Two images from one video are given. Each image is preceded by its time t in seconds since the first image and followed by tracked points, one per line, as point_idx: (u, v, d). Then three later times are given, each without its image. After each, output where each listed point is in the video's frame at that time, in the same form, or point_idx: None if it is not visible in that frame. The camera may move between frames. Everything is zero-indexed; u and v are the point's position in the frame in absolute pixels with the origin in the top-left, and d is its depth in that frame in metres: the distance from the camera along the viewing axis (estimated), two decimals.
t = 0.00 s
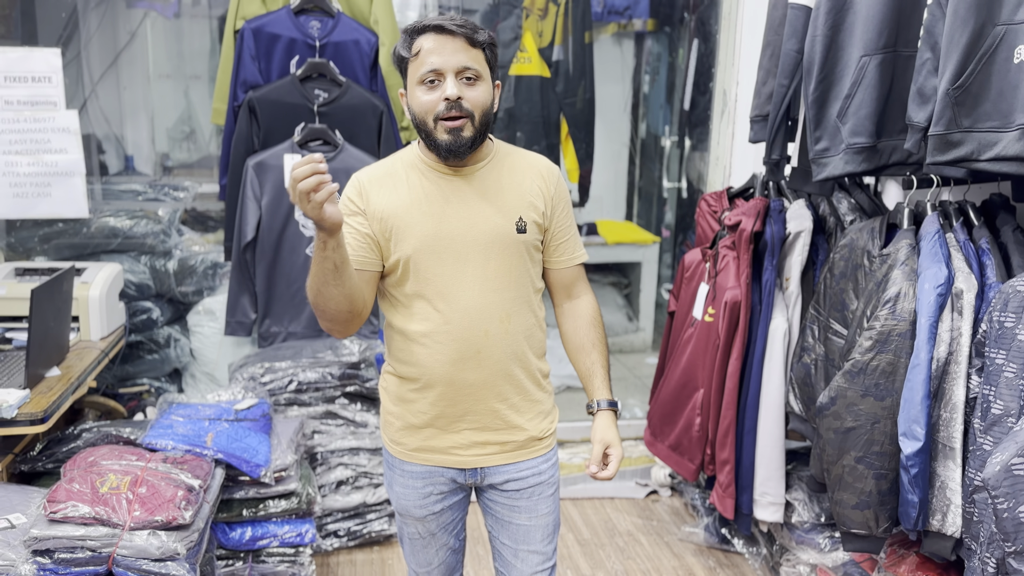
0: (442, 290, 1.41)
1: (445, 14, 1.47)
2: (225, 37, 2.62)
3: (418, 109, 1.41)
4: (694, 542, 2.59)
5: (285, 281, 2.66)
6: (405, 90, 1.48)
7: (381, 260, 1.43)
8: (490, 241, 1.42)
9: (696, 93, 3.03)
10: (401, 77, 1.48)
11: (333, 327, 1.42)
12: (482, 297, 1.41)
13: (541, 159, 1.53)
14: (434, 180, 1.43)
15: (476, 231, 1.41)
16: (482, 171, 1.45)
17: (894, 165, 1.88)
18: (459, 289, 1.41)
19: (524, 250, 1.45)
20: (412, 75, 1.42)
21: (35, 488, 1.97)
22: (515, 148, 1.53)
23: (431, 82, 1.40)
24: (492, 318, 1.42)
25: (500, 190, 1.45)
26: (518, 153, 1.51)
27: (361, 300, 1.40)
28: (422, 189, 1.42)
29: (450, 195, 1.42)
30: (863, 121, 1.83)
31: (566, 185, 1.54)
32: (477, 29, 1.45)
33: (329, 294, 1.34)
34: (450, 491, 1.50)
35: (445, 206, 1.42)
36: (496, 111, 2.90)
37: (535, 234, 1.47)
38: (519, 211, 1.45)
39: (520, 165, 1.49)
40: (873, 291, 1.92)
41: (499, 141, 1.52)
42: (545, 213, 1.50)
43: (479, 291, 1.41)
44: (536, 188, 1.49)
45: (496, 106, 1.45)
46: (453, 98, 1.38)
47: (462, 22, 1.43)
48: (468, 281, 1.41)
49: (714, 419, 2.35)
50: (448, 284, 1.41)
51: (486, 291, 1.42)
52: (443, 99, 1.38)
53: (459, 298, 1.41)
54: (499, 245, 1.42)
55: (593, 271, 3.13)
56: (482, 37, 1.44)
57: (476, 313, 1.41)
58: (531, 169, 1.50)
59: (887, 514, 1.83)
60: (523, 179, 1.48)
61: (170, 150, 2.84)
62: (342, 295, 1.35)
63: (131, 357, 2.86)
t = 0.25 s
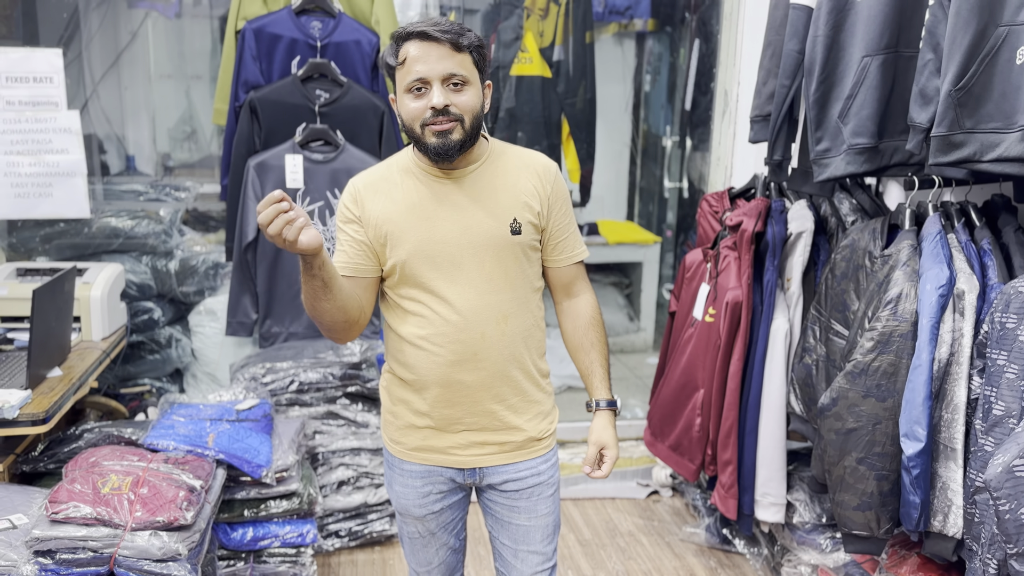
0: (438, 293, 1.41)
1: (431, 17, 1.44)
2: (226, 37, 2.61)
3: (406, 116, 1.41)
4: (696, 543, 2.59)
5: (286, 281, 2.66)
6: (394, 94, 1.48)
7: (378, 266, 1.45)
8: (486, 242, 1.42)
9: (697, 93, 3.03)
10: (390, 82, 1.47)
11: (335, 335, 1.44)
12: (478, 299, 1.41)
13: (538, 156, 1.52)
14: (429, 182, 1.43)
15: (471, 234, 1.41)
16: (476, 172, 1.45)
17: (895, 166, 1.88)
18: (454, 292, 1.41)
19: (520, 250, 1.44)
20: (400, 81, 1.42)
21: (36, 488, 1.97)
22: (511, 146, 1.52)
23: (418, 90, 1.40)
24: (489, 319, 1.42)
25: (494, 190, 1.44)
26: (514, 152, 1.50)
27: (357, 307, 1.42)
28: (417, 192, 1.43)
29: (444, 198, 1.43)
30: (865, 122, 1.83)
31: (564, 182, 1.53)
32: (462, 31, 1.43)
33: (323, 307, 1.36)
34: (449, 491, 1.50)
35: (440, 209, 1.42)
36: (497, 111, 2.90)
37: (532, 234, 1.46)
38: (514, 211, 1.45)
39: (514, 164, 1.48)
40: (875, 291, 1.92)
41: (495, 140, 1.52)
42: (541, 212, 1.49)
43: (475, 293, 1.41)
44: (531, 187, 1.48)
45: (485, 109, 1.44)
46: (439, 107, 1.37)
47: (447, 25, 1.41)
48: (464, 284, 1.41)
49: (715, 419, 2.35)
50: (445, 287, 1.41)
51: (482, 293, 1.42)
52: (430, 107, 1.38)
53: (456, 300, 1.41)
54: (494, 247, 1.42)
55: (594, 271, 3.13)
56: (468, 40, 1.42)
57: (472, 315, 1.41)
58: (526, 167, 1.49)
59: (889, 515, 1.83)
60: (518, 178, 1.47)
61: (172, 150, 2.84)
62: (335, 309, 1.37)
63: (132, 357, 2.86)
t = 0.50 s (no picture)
0: (438, 291, 1.41)
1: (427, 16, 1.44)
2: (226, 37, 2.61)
3: (404, 116, 1.40)
4: (696, 542, 2.59)
5: (287, 281, 2.66)
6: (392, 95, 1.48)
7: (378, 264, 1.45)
8: (485, 241, 1.42)
9: (698, 93, 3.03)
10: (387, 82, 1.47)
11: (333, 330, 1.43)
12: (478, 299, 1.41)
13: (536, 156, 1.52)
14: (428, 181, 1.43)
15: (471, 233, 1.41)
16: (475, 171, 1.45)
17: (896, 165, 1.88)
18: (454, 291, 1.41)
19: (519, 249, 1.45)
20: (397, 81, 1.41)
21: (37, 488, 1.97)
22: (509, 146, 1.52)
23: (416, 90, 1.39)
24: (489, 318, 1.42)
25: (493, 190, 1.45)
26: (511, 152, 1.50)
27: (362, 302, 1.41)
28: (416, 191, 1.43)
29: (443, 197, 1.42)
30: (866, 121, 1.82)
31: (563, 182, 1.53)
32: (459, 30, 1.43)
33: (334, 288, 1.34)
34: (449, 491, 1.50)
35: (438, 208, 1.42)
36: (498, 111, 2.90)
37: (530, 233, 1.47)
38: (513, 210, 1.45)
39: (513, 164, 1.48)
40: (876, 291, 1.92)
41: (492, 140, 1.52)
42: (540, 212, 1.49)
43: (474, 293, 1.41)
44: (530, 186, 1.48)
45: (483, 108, 1.44)
46: (438, 105, 1.37)
47: (443, 24, 1.41)
48: (463, 283, 1.41)
49: (716, 419, 2.35)
50: (444, 286, 1.41)
51: (482, 292, 1.42)
52: (428, 106, 1.38)
53: (455, 300, 1.41)
54: (494, 246, 1.42)
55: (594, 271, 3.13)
56: (464, 38, 1.42)
57: (472, 314, 1.41)
58: (525, 167, 1.49)
59: (890, 515, 1.83)
60: (517, 177, 1.47)
61: (172, 150, 2.84)
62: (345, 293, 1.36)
63: (133, 357, 2.86)
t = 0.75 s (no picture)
0: (439, 290, 1.41)
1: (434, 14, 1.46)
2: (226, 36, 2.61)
3: (409, 110, 1.40)
4: (696, 541, 2.59)
5: (287, 280, 2.66)
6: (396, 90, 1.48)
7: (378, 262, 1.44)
8: (486, 240, 1.42)
9: (698, 92, 3.03)
10: (391, 77, 1.47)
11: (331, 322, 1.41)
12: (479, 298, 1.41)
13: (536, 157, 1.52)
14: (430, 180, 1.43)
15: (472, 231, 1.41)
16: (478, 170, 1.45)
17: (896, 164, 1.88)
18: (455, 289, 1.41)
19: (520, 249, 1.45)
20: (403, 76, 1.42)
21: (37, 488, 1.97)
22: (510, 147, 1.53)
23: (422, 84, 1.40)
24: (490, 318, 1.42)
25: (495, 190, 1.45)
26: (512, 153, 1.51)
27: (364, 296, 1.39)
28: (418, 189, 1.42)
29: (445, 195, 1.42)
30: (866, 120, 1.82)
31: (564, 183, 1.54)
32: (466, 28, 1.44)
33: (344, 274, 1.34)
34: (448, 491, 1.50)
35: (440, 207, 1.42)
36: (498, 110, 2.90)
37: (531, 233, 1.47)
38: (514, 210, 1.45)
39: (515, 164, 1.49)
40: (876, 290, 1.91)
41: (494, 140, 1.52)
42: (540, 213, 1.49)
43: (475, 291, 1.41)
44: (531, 187, 1.48)
45: (488, 105, 1.45)
46: (444, 99, 1.37)
47: (451, 22, 1.42)
48: (464, 282, 1.41)
49: (715, 418, 2.35)
50: (445, 285, 1.41)
51: (483, 291, 1.42)
52: (434, 100, 1.38)
53: (456, 298, 1.41)
54: (495, 245, 1.42)
55: (595, 270, 3.13)
56: (472, 36, 1.43)
57: (473, 313, 1.41)
58: (527, 168, 1.50)
59: (890, 514, 1.83)
60: (518, 178, 1.48)
61: (172, 149, 2.84)
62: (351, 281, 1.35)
63: (133, 356, 2.86)
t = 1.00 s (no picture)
0: (440, 290, 1.40)
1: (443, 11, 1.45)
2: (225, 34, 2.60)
3: (416, 108, 1.40)
4: (696, 540, 2.59)
5: (287, 279, 2.66)
6: (401, 87, 1.47)
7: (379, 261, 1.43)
8: (488, 241, 1.41)
9: (697, 90, 3.03)
10: (397, 74, 1.47)
11: (333, 320, 1.40)
12: (481, 298, 1.41)
13: (538, 159, 1.53)
14: (432, 180, 1.43)
15: (475, 231, 1.41)
16: (480, 171, 1.45)
17: (896, 162, 1.88)
18: (457, 289, 1.41)
19: (521, 250, 1.45)
20: (409, 74, 1.41)
21: (37, 487, 1.97)
22: (512, 148, 1.53)
23: (429, 82, 1.39)
24: (491, 317, 1.42)
25: (498, 190, 1.45)
26: (514, 154, 1.51)
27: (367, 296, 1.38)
28: (420, 188, 1.42)
29: (447, 194, 1.42)
30: (866, 118, 1.82)
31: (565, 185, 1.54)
32: (475, 26, 1.44)
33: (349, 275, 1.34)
34: (448, 491, 1.50)
35: (442, 206, 1.41)
36: (498, 109, 2.89)
37: (532, 234, 1.47)
38: (516, 211, 1.45)
39: (517, 166, 1.49)
40: (876, 288, 1.91)
41: (496, 141, 1.52)
42: (541, 214, 1.50)
43: (477, 291, 1.41)
44: (533, 189, 1.49)
45: (495, 104, 1.44)
46: (452, 98, 1.37)
47: (461, 20, 1.42)
48: (466, 282, 1.41)
49: (715, 417, 2.35)
50: (447, 285, 1.40)
51: (484, 292, 1.41)
52: (442, 98, 1.38)
53: (458, 298, 1.41)
54: (497, 245, 1.42)
55: (595, 269, 3.13)
56: (481, 36, 1.43)
57: (474, 313, 1.41)
58: (529, 169, 1.50)
59: (890, 513, 1.83)
60: (520, 179, 1.48)
61: (172, 148, 2.83)
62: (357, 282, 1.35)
63: (132, 355, 2.86)
